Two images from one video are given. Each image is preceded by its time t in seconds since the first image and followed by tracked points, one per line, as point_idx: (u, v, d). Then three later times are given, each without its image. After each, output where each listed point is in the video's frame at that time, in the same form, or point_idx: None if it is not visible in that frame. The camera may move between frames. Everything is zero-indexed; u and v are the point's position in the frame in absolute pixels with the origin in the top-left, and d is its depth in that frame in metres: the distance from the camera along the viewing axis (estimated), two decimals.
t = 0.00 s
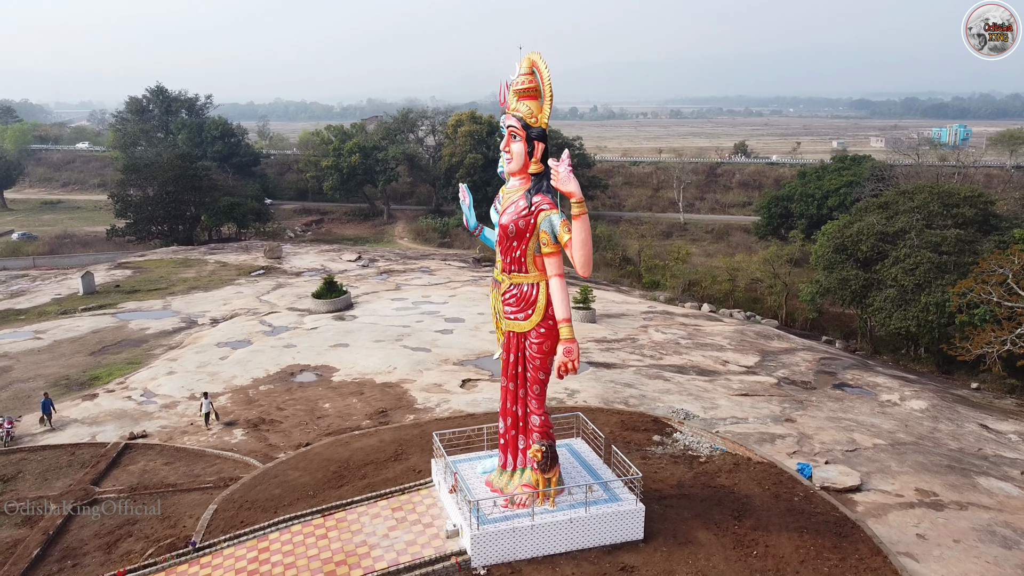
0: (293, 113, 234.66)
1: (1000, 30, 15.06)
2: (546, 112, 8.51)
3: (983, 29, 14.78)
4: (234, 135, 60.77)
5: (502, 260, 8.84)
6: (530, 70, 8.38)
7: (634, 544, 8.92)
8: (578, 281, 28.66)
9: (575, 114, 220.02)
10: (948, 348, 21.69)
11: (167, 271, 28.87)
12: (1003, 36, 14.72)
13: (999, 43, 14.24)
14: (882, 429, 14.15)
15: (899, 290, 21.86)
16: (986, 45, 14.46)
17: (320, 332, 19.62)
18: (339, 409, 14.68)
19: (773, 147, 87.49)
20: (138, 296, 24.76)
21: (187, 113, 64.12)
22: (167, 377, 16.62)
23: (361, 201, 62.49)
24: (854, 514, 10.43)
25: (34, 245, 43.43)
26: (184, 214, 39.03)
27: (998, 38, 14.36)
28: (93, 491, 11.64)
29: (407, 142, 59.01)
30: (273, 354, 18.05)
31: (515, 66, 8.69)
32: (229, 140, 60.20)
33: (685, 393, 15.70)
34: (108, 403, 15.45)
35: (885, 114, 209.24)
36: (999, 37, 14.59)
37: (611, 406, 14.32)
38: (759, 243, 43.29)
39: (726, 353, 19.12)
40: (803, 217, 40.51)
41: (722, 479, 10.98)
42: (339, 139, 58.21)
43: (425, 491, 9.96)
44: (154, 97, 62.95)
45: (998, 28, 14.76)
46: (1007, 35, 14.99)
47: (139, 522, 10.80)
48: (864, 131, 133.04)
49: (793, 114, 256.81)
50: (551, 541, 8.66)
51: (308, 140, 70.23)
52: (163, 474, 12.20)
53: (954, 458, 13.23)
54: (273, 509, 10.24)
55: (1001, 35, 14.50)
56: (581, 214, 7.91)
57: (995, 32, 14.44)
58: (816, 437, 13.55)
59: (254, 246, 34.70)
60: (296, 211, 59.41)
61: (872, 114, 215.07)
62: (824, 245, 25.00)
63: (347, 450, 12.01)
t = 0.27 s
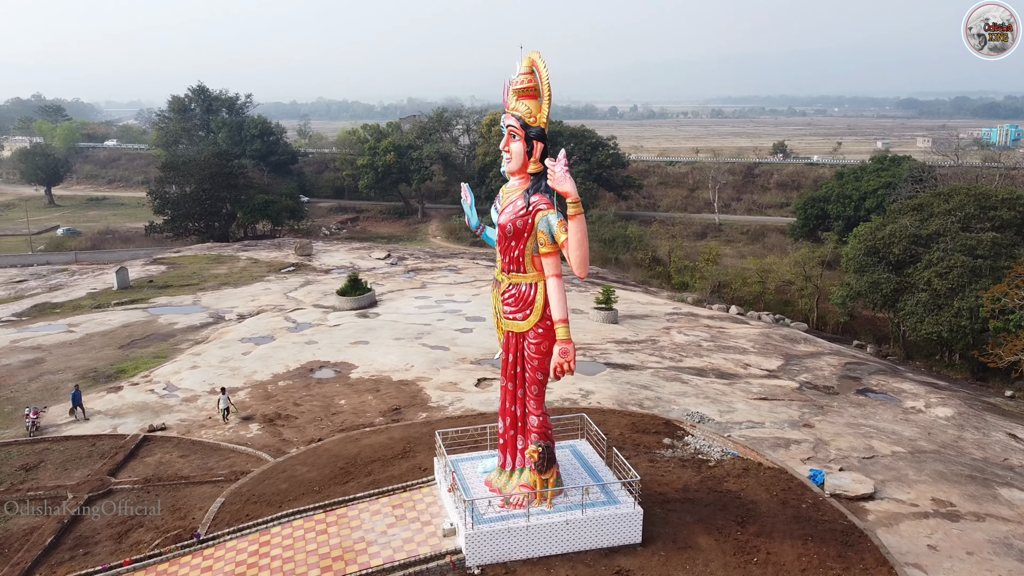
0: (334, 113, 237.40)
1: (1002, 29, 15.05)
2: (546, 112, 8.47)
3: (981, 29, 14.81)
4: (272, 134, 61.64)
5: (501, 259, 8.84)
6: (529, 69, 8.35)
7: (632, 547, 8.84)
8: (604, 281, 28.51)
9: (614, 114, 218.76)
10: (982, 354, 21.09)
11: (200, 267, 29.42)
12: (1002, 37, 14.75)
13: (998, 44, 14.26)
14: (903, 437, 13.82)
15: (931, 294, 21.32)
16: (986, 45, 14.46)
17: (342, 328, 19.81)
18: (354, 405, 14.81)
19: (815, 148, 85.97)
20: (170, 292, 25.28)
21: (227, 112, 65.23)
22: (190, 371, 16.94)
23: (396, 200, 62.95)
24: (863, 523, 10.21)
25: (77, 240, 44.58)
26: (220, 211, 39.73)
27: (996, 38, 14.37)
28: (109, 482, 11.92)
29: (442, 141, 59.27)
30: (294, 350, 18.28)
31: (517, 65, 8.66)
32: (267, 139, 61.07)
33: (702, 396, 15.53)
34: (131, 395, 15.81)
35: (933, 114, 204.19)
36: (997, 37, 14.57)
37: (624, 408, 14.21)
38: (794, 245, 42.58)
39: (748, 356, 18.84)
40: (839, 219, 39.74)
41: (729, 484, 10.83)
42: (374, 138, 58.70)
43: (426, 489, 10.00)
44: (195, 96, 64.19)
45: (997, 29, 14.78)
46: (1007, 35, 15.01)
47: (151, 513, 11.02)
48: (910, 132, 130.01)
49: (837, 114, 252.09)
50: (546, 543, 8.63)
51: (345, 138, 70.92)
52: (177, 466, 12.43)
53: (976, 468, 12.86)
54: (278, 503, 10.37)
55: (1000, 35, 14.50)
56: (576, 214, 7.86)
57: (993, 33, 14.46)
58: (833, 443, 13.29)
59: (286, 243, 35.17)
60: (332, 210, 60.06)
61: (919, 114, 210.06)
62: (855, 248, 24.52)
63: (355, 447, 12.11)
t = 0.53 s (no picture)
0: (377, 112, 239.68)
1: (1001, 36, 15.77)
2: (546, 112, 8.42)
3: (983, 30, 15.54)
4: (311, 133, 62.43)
5: (501, 260, 8.81)
6: (529, 69, 8.31)
7: (629, 552, 8.76)
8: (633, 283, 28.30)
9: (656, 113, 216.98)
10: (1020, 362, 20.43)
11: (234, 264, 29.94)
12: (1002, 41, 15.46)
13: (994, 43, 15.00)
14: (925, 446, 13.46)
15: (966, 299, 20.73)
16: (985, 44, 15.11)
17: (364, 326, 19.97)
18: (370, 403, 14.92)
19: (859, 148, 84.16)
20: (202, 288, 25.77)
21: (268, 111, 66.24)
22: (214, 366, 17.25)
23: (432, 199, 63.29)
24: (873, 534, 9.97)
25: (120, 236, 45.70)
26: (257, 209, 40.38)
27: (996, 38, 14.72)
28: (126, 473, 12.19)
29: (478, 141, 59.40)
30: (316, 347, 18.49)
31: (518, 65, 8.62)
32: (307, 138, 61.87)
33: (720, 400, 15.32)
34: (155, 389, 16.15)
35: (986, 114, 198.28)
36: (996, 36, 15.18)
37: (638, 411, 14.08)
38: (833, 247, 41.75)
39: (772, 360, 18.53)
40: (878, 221, 38.87)
41: (737, 490, 10.67)
42: (411, 138, 59.10)
43: (428, 488, 10.04)
44: (237, 96, 65.36)
45: (998, 30, 15.49)
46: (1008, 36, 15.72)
47: (163, 504, 11.24)
48: (962, 133, 126.50)
49: (886, 113, 246.51)
50: (541, 545, 8.59)
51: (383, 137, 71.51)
52: (193, 459, 12.66)
53: (1001, 479, 12.45)
54: (284, 498, 10.50)
55: (994, 34, 15.19)
56: (572, 215, 7.83)
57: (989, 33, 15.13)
58: (851, 450, 13.00)
59: (319, 241, 35.59)
60: (369, 208, 60.62)
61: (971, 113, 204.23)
62: (889, 251, 23.98)
63: (365, 445, 12.20)
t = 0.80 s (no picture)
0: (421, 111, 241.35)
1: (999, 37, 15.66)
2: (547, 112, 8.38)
3: (982, 30, 15.37)
4: (351, 132, 63.08)
5: (502, 259, 8.80)
6: (530, 69, 8.27)
7: (627, 556, 8.68)
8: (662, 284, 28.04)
9: (699, 113, 214.70)
10: None
11: (267, 261, 30.40)
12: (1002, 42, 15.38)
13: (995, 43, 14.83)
14: (949, 455, 13.08)
15: (1004, 305, 20.11)
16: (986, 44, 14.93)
17: (388, 324, 20.14)
18: (387, 400, 15.03)
19: (907, 149, 82.14)
20: (235, 284, 26.23)
21: (309, 111, 67.06)
22: (238, 361, 17.55)
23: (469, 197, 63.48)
24: (883, 544, 9.73)
25: (163, 233, 46.71)
26: (293, 207, 40.94)
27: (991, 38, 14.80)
28: (144, 464, 12.46)
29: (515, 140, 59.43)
30: (339, 343, 18.68)
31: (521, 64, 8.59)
32: (346, 137, 62.53)
33: (739, 404, 15.10)
34: (180, 383, 16.49)
35: None
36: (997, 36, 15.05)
37: (654, 413, 13.95)
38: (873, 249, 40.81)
39: (798, 364, 18.20)
40: (921, 224, 37.90)
41: (745, 496, 10.50)
42: (448, 137, 59.37)
43: (431, 486, 10.07)
44: (279, 95, 66.35)
45: (998, 29, 15.31)
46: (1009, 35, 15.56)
47: (177, 496, 11.46)
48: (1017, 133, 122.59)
49: (938, 113, 240.27)
50: (538, 546, 8.57)
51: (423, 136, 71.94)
52: (210, 452, 12.89)
53: None
54: (291, 493, 10.64)
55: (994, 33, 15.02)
56: (567, 216, 7.80)
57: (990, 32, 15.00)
58: (870, 458, 12.71)
59: (353, 238, 35.94)
60: (407, 207, 61.05)
61: None
62: (925, 254, 23.39)
63: (376, 442, 12.29)
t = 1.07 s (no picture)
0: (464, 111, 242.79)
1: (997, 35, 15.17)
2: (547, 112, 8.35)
3: (982, 30, 14.85)
4: (391, 131, 63.62)
5: (503, 259, 8.80)
6: (530, 68, 8.26)
7: (624, 560, 8.61)
8: (694, 287, 27.71)
9: (746, 113, 211.76)
10: None
11: (301, 258, 30.81)
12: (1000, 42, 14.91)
13: (996, 43, 14.25)
14: (974, 466, 12.68)
15: None
16: (985, 45, 14.44)
17: (412, 321, 20.25)
18: (404, 398, 15.11)
19: (959, 151, 79.75)
20: (267, 280, 26.64)
21: (350, 110, 67.73)
22: (263, 356, 17.83)
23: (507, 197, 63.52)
24: (893, 556, 9.47)
25: (205, 230, 47.62)
26: (330, 205, 41.42)
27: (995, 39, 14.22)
28: (162, 456, 12.73)
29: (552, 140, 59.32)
30: (362, 340, 18.85)
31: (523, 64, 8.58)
32: (386, 136, 63.09)
33: (759, 409, 14.84)
34: (206, 376, 16.82)
35: None
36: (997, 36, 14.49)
37: (669, 417, 13.79)
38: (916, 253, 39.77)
39: (825, 369, 17.82)
40: (966, 227, 36.81)
41: (753, 502, 10.32)
42: (486, 136, 59.52)
43: (435, 484, 10.12)
44: (321, 94, 67.19)
45: (999, 29, 14.77)
46: (1009, 35, 15.03)
47: (191, 487, 11.68)
48: None
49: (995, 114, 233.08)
50: (534, 547, 8.54)
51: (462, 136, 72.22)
52: (227, 446, 13.11)
53: None
54: (299, 488, 10.78)
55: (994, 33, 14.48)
56: (564, 216, 7.77)
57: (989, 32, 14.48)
58: (890, 467, 12.39)
59: (386, 237, 36.22)
60: (445, 206, 61.36)
61: None
62: (964, 259, 22.74)
63: (387, 439, 12.37)
